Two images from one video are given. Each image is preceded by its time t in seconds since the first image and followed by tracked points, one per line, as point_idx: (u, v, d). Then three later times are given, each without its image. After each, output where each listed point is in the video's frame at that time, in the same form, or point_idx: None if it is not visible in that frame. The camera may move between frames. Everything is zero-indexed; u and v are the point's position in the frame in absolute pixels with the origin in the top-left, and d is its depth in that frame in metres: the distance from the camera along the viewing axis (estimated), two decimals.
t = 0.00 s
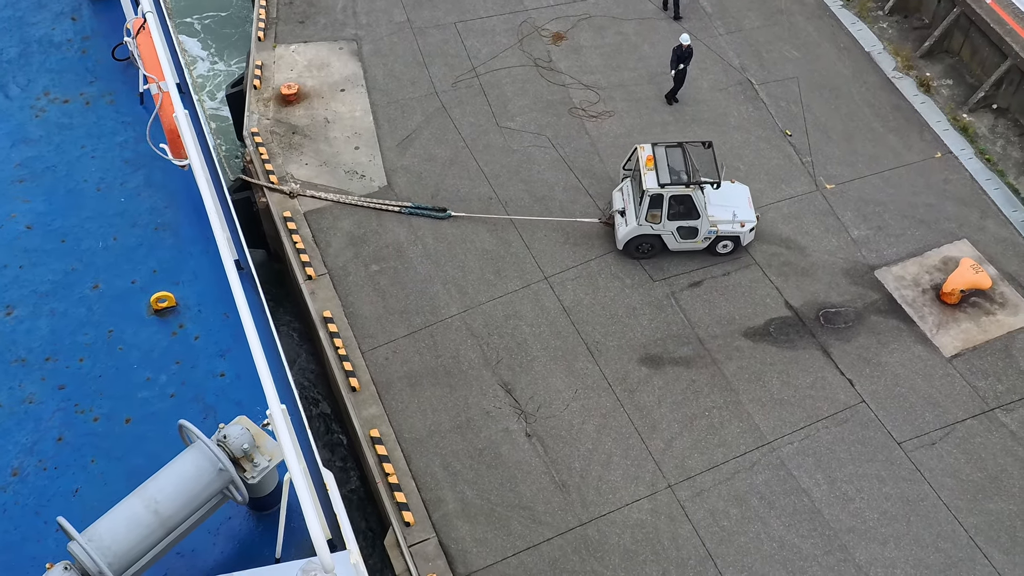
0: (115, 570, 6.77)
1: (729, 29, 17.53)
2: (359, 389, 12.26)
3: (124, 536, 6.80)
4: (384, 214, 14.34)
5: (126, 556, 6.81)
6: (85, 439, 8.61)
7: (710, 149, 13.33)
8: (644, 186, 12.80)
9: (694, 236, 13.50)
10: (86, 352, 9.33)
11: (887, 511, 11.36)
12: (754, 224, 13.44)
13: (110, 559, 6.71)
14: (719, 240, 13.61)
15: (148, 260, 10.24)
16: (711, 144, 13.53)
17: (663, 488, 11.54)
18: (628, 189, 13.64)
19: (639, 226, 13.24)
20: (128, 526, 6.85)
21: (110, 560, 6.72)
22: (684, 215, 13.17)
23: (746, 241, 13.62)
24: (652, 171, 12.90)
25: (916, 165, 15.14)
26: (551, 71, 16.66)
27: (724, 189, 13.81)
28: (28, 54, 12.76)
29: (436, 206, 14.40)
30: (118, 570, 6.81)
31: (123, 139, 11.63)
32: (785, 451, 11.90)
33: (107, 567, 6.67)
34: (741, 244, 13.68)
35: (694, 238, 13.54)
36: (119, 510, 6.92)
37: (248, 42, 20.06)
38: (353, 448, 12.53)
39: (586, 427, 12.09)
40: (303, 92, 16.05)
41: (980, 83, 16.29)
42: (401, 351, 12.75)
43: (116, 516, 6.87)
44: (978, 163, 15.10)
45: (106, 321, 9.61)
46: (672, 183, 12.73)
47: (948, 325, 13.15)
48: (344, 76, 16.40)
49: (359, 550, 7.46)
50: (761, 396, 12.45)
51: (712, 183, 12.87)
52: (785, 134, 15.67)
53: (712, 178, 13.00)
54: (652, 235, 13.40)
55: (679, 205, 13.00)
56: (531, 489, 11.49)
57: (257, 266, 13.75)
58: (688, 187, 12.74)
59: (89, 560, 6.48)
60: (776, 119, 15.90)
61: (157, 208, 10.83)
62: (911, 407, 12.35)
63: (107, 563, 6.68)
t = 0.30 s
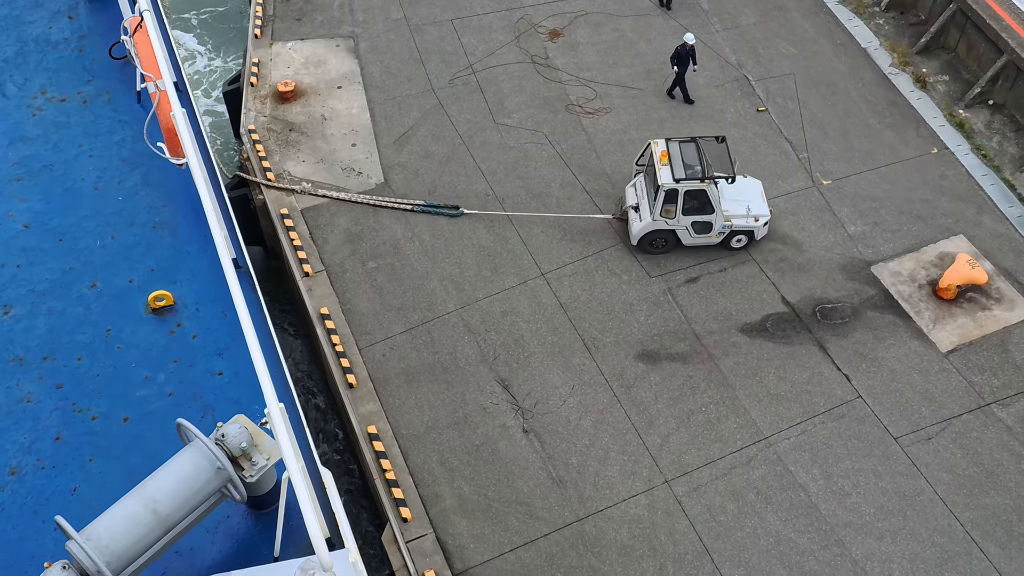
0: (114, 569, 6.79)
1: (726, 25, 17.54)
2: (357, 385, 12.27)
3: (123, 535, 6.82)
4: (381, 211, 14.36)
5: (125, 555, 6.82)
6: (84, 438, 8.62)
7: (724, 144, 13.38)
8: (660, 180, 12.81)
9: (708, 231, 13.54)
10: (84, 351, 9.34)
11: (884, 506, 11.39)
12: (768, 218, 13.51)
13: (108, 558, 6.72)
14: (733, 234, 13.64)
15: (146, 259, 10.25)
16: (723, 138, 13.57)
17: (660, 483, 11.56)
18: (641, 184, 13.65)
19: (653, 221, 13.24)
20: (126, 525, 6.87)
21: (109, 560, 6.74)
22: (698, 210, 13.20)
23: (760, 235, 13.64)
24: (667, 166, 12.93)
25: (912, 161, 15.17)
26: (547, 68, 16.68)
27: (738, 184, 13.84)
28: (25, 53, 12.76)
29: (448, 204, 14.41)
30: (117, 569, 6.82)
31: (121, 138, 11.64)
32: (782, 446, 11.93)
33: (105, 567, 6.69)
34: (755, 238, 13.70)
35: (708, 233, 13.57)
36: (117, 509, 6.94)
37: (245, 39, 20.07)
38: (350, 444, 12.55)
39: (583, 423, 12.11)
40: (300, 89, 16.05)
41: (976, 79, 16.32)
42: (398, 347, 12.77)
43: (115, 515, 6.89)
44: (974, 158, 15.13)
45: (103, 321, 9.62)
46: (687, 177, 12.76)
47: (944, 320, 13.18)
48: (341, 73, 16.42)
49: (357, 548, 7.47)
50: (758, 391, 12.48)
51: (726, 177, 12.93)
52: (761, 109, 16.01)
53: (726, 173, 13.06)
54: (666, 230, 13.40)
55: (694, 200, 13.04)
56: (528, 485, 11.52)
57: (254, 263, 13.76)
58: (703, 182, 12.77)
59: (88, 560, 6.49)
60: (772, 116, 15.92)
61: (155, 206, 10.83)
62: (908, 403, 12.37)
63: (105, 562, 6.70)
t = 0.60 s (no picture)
0: (112, 567, 6.81)
1: (723, 22, 17.56)
2: (355, 382, 12.30)
3: (122, 534, 6.83)
4: (379, 208, 14.38)
5: (124, 554, 6.84)
6: (82, 438, 8.64)
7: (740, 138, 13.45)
8: (678, 175, 12.89)
9: (726, 226, 13.58)
10: (82, 351, 9.37)
11: (881, 501, 11.42)
12: (785, 211, 13.59)
13: (107, 557, 6.74)
14: (751, 228, 13.71)
15: (144, 258, 10.26)
16: (737, 133, 13.72)
17: (657, 479, 11.60)
18: (657, 180, 13.69)
19: (672, 217, 13.28)
20: (125, 524, 6.89)
21: (108, 559, 6.75)
22: (717, 205, 13.26)
23: (778, 227, 13.74)
24: (685, 161, 12.99)
25: (909, 157, 15.20)
26: (545, 65, 16.69)
27: (753, 178, 13.95)
28: (22, 52, 12.77)
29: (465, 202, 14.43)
30: (115, 568, 6.84)
31: (119, 137, 11.65)
32: (779, 442, 11.96)
33: (104, 566, 6.71)
34: (772, 231, 13.80)
35: (726, 227, 13.61)
36: (116, 508, 6.96)
37: (244, 35, 20.09)
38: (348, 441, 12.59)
39: (581, 419, 12.14)
40: (297, 87, 16.07)
41: (973, 75, 16.35)
42: (395, 344, 12.80)
43: (114, 514, 6.91)
44: (971, 155, 15.16)
45: (102, 320, 9.64)
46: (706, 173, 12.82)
47: (941, 316, 13.21)
48: (338, 71, 16.43)
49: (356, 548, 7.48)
50: (755, 387, 12.51)
51: (743, 171, 13.01)
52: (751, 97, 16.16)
53: (743, 166, 13.13)
54: (685, 225, 13.43)
55: (712, 195, 13.09)
56: (526, 481, 11.54)
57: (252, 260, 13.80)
58: (721, 176, 12.83)
59: (87, 559, 6.51)
60: (770, 112, 15.94)
61: (153, 205, 10.84)
62: (904, 398, 12.40)
63: (103, 561, 6.71)
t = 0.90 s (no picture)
0: (112, 567, 6.82)
1: (720, 20, 17.58)
2: (352, 379, 12.32)
3: (121, 534, 6.84)
4: (377, 205, 14.40)
5: (123, 554, 6.85)
6: (81, 437, 8.66)
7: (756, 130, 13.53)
8: (699, 170, 12.90)
9: (747, 218, 13.59)
10: (81, 350, 9.38)
11: (877, 497, 11.44)
12: (804, 202, 13.58)
13: (106, 557, 6.75)
14: (771, 220, 13.73)
15: (143, 258, 10.27)
16: (755, 126, 13.78)
17: (654, 475, 11.62)
18: (675, 175, 13.72)
19: (693, 212, 13.32)
20: (125, 523, 6.90)
21: (107, 558, 6.76)
22: (738, 198, 13.30)
23: (797, 218, 13.75)
24: (705, 156, 13.04)
25: (906, 154, 15.23)
26: (542, 63, 16.71)
27: (771, 170, 13.95)
28: (20, 51, 12.77)
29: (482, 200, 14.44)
30: (115, 568, 6.85)
31: (117, 136, 11.66)
32: (776, 438, 11.99)
33: (103, 565, 6.71)
34: (792, 221, 13.82)
35: (747, 220, 13.64)
36: (115, 507, 6.97)
37: (242, 31, 20.09)
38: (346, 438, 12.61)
39: (578, 416, 12.16)
40: (295, 85, 16.08)
41: (969, 72, 16.37)
42: (393, 341, 12.82)
43: (113, 514, 6.92)
44: (967, 151, 15.19)
45: (100, 319, 9.65)
46: (727, 166, 12.88)
47: (938, 312, 13.24)
48: (336, 68, 16.44)
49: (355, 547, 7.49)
50: (752, 383, 12.53)
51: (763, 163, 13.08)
52: (745, 91, 16.23)
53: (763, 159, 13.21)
54: (706, 219, 13.47)
55: (734, 188, 13.15)
56: (523, 477, 11.57)
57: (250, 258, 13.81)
58: (743, 169, 12.90)
59: (86, 558, 6.52)
60: (767, 109, 15.96)
61: (151, 205, 10.85)
62: (901, 394, 12.43)
63: (103, 560, 6.72)
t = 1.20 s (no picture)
0: (111, 567, 6.83)
1: (717, 18, 17.60)
2: (350, 377, 12.34)
3: (120, 533, 6.85)
4: (374, 203, 14.42)
5: (122, 553, 6.86)
6: (80, 437, 8.68)
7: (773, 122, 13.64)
8: (722, 164, 12.97)
9: (768, 210, 13.72)
10: (80, 349, 9.39)
11: (874, 493, 11.48)
12: (822, 190, 13.84)
13: (105, 556, 6.76)
14: (791, 210, 13.89)
15: (141, 257, 10.28)
16: (770, 118, 13.89)
17: (652, 472, 11.64)
18: (693, 171, 13.74)
19: (716, 206, 13.37)
20: (124, 523, 6.91)
21: (106, 558, 6.77)
22: (759, 190, 13.42)
23: (814, 207, 13.98)
24: (726, 150, 13.07)
25: (903, 152, 15.26)
26: (539, 61, 16.73)
27: (787, 161, 14.10)
28: (18, 51, 12.77)
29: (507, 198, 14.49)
30: (114, 567, 6.86)
31: (115, 136, 11.67)
32: (773, 435, 12.01)
33: (102, 565, 6.72)
34: (810, 211, 14.03)
35: (767, 212, 13.76)
36: (114, 507, 6.98)
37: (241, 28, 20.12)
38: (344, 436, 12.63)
39: (576, 413, 12.19)
40: (292, 83, 16.09)
41: (966, 70, 16.41)
42: (391, 339, 12.84)
43: (112, 513, 6.93)
44: (964, 149, 15.22)
45: (99, 319, 9.67)
46: (749, 160, 12.96)
47: (934, 309, 13.27)
48: (333, 67, 16.45)
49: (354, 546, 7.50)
50: (749, 380, 12.56)
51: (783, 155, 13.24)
52: (741, 88, 16.28)
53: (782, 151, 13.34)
54: (728, 213, 13.56)
55: (755, 181, 13.25)
56: (521, 474, 11.59)
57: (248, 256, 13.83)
58: (766, 162, 12.99)
59: (84, 558, 6.53)
60: (764, 107, 15.97)
61: (149, 204, 10.86)
62: (898, 391, 12.46)
63: (102, 560, 6.73)
